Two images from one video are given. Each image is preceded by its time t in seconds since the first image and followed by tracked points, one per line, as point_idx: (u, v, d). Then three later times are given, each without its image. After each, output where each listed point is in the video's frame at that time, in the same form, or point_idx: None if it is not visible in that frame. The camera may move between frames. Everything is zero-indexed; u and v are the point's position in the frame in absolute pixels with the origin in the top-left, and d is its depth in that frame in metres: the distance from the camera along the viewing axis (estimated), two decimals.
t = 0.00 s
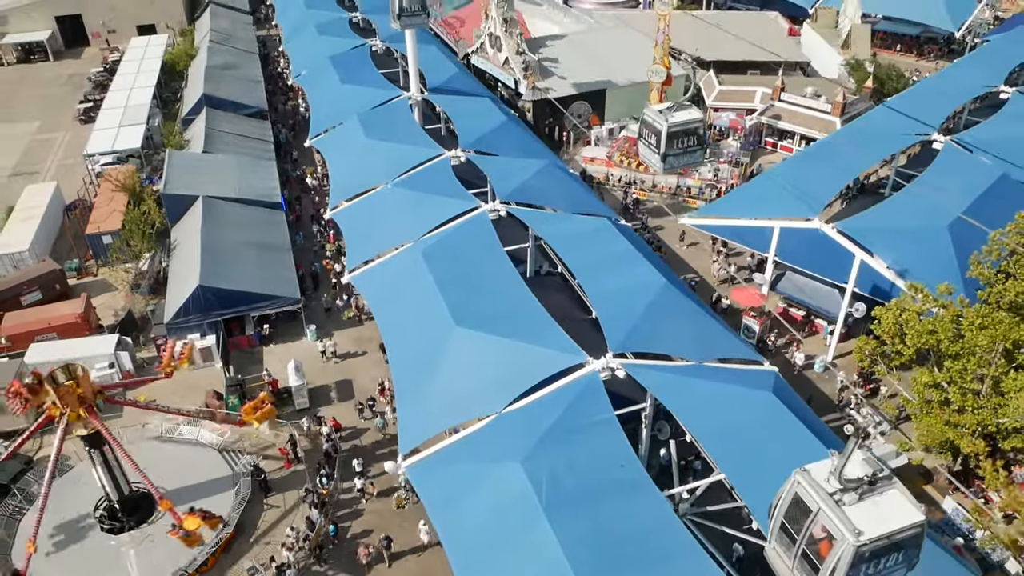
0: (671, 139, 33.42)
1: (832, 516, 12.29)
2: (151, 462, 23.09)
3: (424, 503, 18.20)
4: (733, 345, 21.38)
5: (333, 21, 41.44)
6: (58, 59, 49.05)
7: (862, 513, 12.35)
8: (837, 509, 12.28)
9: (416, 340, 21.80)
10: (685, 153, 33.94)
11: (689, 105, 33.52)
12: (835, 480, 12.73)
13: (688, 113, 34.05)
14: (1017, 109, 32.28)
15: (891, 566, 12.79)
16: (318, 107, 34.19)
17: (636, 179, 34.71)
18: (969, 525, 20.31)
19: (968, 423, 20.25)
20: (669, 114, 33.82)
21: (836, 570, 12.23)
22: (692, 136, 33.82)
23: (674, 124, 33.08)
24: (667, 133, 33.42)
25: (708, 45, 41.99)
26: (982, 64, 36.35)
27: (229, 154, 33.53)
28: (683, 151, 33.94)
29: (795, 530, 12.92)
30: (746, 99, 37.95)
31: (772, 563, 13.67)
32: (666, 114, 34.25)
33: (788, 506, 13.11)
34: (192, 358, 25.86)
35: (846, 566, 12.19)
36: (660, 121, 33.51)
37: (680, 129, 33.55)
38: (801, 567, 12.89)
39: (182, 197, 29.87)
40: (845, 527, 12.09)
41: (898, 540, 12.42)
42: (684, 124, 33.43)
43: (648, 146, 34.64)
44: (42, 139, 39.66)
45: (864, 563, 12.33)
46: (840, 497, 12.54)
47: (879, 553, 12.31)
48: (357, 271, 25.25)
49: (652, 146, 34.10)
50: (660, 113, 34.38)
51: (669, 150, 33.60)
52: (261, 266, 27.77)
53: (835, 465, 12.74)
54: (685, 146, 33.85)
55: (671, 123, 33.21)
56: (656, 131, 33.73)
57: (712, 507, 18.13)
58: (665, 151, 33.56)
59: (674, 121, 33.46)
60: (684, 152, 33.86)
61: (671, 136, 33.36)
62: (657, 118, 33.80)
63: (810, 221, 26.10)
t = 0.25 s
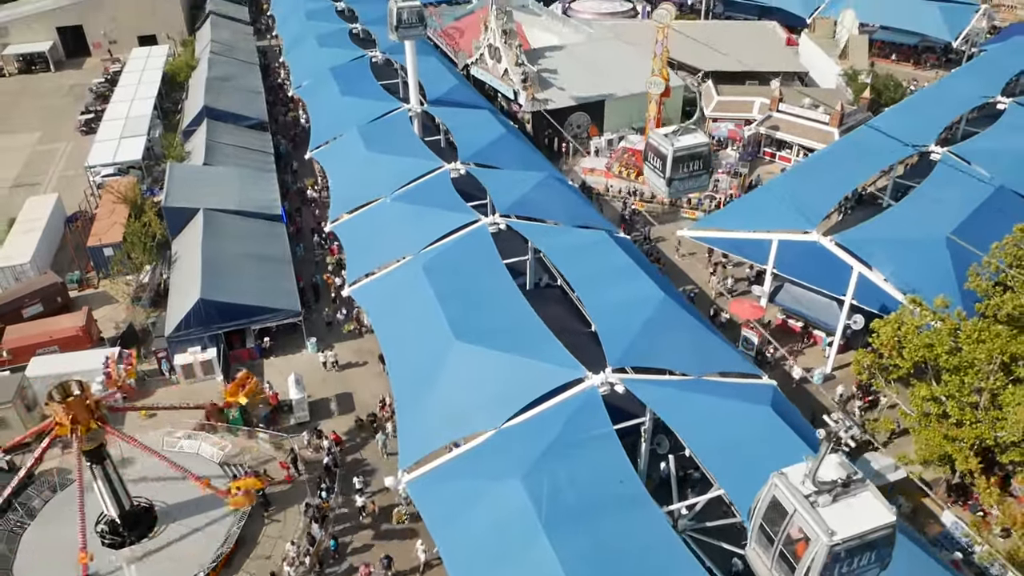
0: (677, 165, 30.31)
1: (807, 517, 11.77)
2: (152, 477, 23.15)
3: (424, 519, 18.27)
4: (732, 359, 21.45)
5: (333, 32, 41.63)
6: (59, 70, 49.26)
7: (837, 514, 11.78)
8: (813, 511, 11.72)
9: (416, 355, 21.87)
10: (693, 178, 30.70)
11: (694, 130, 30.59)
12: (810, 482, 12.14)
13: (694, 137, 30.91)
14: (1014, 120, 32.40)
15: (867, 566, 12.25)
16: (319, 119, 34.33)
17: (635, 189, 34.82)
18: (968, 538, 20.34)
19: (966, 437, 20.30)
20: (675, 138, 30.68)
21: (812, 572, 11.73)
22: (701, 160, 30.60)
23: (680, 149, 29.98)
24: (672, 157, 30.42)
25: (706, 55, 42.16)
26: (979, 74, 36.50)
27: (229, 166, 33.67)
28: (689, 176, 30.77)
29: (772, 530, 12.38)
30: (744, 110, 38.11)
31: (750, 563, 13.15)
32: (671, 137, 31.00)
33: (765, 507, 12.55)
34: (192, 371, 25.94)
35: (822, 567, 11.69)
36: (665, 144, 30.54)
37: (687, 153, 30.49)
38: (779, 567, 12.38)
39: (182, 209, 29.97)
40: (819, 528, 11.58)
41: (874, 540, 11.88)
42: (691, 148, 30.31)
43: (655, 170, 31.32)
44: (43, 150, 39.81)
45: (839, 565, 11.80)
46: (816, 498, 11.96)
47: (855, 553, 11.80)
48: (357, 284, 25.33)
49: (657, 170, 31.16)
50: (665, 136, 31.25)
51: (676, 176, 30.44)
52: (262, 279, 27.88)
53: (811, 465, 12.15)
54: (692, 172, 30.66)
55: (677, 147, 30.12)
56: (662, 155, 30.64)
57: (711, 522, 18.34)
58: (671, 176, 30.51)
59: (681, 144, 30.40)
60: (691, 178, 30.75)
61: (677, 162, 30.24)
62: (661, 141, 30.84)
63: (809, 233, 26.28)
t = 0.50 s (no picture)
0: (681, 191, 27.81)
1: (784, 519, 11.89)
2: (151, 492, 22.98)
3: (424, 536, 18.29)
4: (731, 374, 21.53)
5: (334, 44, 41.86)
6: (61, 81, 49.51)
7: (813, 516, 11.90)
8: (790, 514, 11.86)
9: (416, 370, 21.93)
10: (699, 201, 28.30)
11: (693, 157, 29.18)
12: (787, 486, 12.29)
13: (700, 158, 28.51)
14: (1012, 133, 32.55)
15: (842, 567, 12.34)
16: (319, 132, 34.50)
17: (635, 202, 34.98)
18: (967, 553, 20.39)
19: (965, 453, 20.34)
20: (678, 159, 28.30)
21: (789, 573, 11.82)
22: (707, 186, 28.21)
23: (686, 174, 27.42)
24: (678, 183, 27.75)
25: (705, 67, 42.39)
26: (977, 86, 36.66)
27: (230, 178, 33.84)
28: (695, 203, 28.23)
29: (751, 533, 12.51)
30: (742, 122, 38.32)
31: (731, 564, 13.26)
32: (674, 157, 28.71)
33: (745, 510, 12.69)
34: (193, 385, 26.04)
35: (798, 569, 11.78)
36: (670, 169, 27.92)
37: (692, 178, 27.83)
38: (758, 569, 12.49)
39: (184, 222, 30.11)
40: (794, 530, 11.71)
41: (849, 541, 11.99)
42: (698, 173, 27.59)
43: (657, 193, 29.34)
44: (45, 161, 39.99)
45: (816, 565, 11.88)
46: (793, 501, 12.10)
47: (830, 555, 11.90)
48: (358, 298, 25.41)
49: (663, 195, 28.60)
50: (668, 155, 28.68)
51: (681, 202, 27.89)
52: (263, 292, 27.97)
53: (787, 468, 12.29)
54: (698, 196, 28.11)
55: (683, 173, 27.52)
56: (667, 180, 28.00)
57: (710, 539, 18.39)
58: (676, 202, 27.90)
59: (686, 169, 27.72)
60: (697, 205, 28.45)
61: (682, 186, 27.63)
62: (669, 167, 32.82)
63: (807, 247, 26.49)
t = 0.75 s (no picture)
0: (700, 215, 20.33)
1: (762, 521, 12.50)
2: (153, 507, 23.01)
3: (425, 552, 18.34)
4: (730, 388, 21.62)
5: (335, 56, 42.05)
6: (64, 92, 49.74)
7: (791, 519, 12.50)
8: (769, 517, 12.44)
9: (417, 386, 22.03)
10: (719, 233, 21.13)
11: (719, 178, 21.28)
12: (766, 490, 12.87)
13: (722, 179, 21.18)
14: (1009, 146, 32.67)
15: (819, 569, 12.92)
16: (321, 145, 34.68)
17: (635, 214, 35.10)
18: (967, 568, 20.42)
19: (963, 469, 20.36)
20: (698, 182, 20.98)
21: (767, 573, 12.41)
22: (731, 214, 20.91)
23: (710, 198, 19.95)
24: (685, 210, 31.08)
25: (705, 79, 42.59)
26: (975, 99, 36.77)
27: (232, 191, 33.99)
28: (701, 228, 31.77)
29: (732, 535, 13.12)
30: (742, 134, 38.46)
31: (715, 567, 13.81)
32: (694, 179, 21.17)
33: (727, 514, 13.26)
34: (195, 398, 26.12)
35: (777, 569, 12.35)
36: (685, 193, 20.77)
37: (699, 205, 31.22)
38: (739, 570, 13.06)
39: (186, 235, 30.24)
40: (772, 531, 12.31)
41: (825, 543, 12.58)
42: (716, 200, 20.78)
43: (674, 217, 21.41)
44: (48, 173, 40.18)
45: (794, 566, 12.46)
46: (771, 505, 12.69)
47: (807, 556, 12.48)
48: (359, 312, 25.50)
49: (670, 221, 31.92)
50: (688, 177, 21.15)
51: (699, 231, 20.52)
52: (264, 306, 28.07)
53: (765, 473, 12.90)
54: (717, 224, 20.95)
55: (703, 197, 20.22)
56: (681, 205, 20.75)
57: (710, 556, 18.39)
58: (684, 228, 31.28)
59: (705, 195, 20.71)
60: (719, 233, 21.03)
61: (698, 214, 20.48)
62: (674, 192, 31.49)
63: (807, 262, 26.86)
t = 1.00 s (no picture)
0: (691, 244, 16.54)
1: (742, 523, 11.89)
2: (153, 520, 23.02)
3: (425, 566, 18.39)
4: (730, 401, 21.69)
5: (336, 66, 42.21)
6: (65, 100, 49.93)
7: (770, 520, 11.88)
8: (748, 518, 11.85)
9: (418, 399, 22.13)
10: (712, 262, 17.17)
11: (712, 200, 17.31)
12: (745, 491, 12.31)
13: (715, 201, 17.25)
14: (1007, 158, 32.80)
15: (798, 570, 12.29)
16: (321, 155, 34.82)
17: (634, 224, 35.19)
18: None
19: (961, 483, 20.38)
20: (690, 205, 16.98)
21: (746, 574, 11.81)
22: (727, 241, 16.89)
23: (703, 226, 16.19)
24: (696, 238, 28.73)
25: (704, 88, 42.77)
26: (972, 110, 36.90)
27: (233, 201, 34.12)
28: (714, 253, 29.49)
29: (713, 536, 12.51)
30: (741, 144, 38.57)
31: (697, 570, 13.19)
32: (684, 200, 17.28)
33: (708, 517, 12.67)
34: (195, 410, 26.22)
35: (756, 570, 11.76)
36: (678, 217, 16.63)
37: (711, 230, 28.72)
38: (720, 572, 12.47)
39: (187, 246, 30.34)
40: (750, 531, 11.73)
41: (804, 544, 11.93)
42: (714, 225, 16.53)
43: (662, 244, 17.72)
44: (49, 182, 40.29)
45: (772, 567, 11.87)
46: (751, 506, 12.14)
47: (786, 557, 11.85)
48: (360, 324, 25.60)
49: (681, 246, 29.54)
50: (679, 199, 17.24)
51: (691, 261, 16.69)
52: (265, 317, 28.15)
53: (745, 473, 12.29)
54: (713, 251, 16.94)
55: (696, 223, 16.28)
56: (673, 232, 16.77)
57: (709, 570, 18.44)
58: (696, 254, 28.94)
59: (700, 219, 16.57)
60: (712, 263, 17.25)
61: (691, 242, 16.46)
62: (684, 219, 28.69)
63: (806, 274, 26.93)
